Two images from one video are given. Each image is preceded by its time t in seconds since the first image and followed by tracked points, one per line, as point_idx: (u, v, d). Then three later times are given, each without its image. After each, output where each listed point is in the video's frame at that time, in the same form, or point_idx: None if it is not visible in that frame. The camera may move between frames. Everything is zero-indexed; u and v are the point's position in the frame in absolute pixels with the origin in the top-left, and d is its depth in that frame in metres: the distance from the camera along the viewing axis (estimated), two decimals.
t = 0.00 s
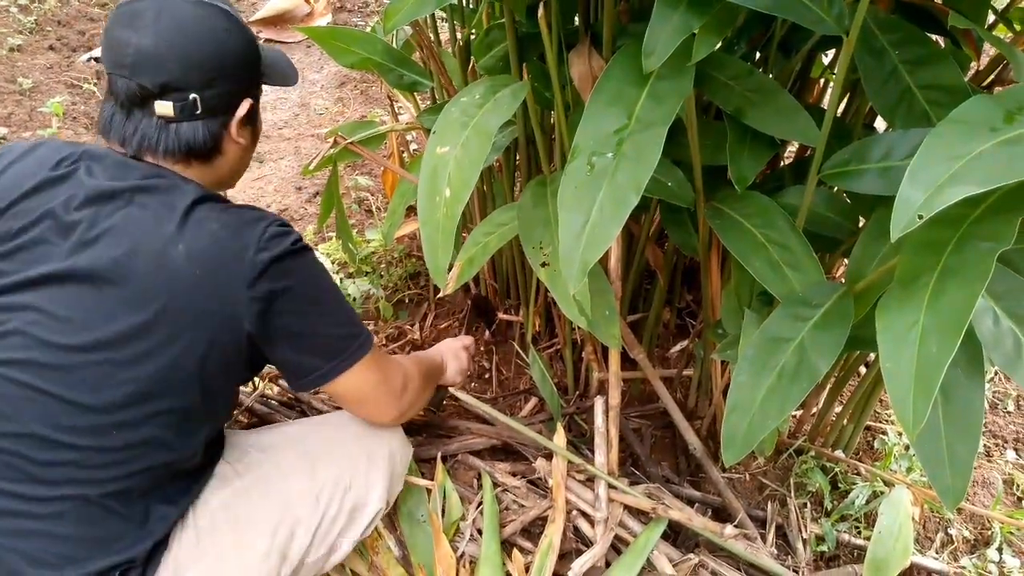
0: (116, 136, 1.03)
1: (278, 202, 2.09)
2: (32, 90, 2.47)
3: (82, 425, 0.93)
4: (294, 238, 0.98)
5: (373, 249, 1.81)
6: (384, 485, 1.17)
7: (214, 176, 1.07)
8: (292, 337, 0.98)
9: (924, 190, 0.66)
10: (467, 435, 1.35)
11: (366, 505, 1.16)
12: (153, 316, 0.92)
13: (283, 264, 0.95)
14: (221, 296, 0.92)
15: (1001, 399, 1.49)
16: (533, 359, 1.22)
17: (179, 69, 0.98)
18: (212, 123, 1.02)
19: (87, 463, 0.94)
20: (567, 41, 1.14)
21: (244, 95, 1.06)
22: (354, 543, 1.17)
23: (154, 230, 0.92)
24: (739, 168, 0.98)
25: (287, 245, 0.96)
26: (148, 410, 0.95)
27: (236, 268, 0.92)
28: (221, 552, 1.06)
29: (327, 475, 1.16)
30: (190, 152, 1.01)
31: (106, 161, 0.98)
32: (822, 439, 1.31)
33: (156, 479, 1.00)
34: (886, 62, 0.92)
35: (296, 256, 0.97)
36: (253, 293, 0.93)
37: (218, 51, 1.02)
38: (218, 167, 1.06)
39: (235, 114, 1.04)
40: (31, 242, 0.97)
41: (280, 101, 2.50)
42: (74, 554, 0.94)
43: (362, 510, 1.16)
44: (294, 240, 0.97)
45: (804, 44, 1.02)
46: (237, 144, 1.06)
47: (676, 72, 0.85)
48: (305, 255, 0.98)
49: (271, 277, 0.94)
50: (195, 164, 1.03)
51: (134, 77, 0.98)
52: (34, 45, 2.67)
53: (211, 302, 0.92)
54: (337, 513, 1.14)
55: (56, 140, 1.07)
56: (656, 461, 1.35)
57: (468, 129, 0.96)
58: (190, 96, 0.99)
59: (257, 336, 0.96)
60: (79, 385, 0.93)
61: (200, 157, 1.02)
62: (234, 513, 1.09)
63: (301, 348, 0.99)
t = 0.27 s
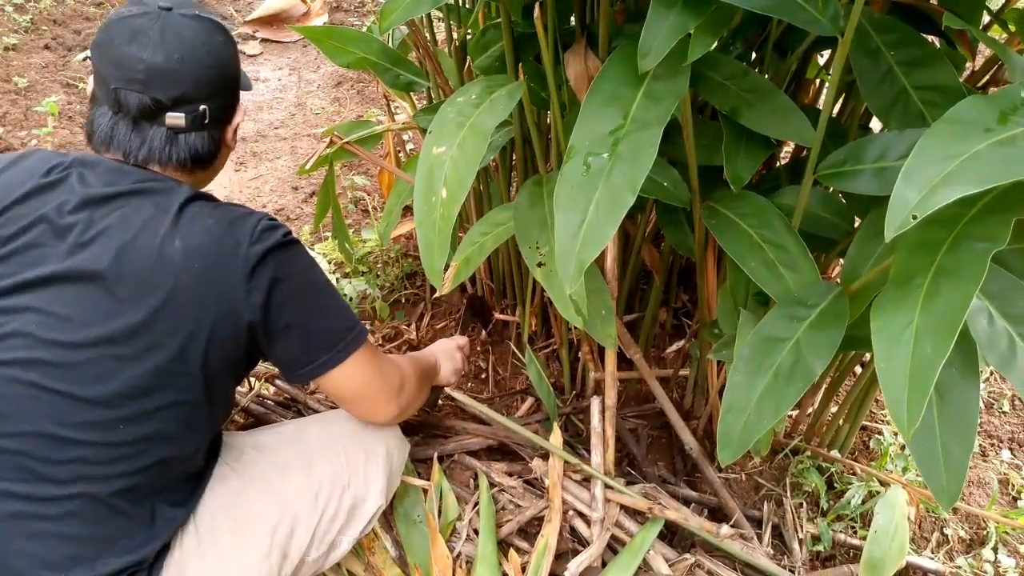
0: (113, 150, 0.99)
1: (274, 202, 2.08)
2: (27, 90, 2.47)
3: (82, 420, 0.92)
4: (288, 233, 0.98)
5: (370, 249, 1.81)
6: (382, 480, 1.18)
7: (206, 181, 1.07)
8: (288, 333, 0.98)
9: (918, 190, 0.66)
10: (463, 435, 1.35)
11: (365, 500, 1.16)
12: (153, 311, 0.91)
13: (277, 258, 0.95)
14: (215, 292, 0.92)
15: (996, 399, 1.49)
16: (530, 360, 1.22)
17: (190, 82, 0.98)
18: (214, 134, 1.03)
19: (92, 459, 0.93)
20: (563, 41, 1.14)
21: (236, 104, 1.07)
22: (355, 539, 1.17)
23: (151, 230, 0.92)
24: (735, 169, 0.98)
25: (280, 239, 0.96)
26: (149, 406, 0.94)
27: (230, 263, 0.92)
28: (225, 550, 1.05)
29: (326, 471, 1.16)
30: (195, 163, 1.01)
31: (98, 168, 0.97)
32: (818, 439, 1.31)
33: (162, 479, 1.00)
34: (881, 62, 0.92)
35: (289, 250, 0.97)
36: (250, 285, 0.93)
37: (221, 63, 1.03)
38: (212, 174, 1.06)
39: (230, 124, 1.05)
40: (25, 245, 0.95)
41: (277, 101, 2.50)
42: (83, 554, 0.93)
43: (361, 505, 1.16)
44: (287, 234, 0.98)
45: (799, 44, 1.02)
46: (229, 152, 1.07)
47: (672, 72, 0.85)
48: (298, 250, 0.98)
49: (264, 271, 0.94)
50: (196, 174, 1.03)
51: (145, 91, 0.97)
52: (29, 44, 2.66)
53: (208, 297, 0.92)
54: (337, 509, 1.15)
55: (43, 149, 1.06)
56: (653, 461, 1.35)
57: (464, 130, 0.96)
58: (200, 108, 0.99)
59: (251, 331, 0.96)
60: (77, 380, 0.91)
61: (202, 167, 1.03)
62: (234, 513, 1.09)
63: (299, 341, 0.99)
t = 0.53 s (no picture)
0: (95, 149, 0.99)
1: (273, 200, 2.08)
2: (25, 88, 2.46)
3: (75, 411, 0.91)
4: (274, 220, 0.98)
5: (369, 247, 1.81)
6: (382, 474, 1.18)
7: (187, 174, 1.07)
8: (277, 321, 0.98)
9: (917, 187, 0.66)
10: (463, 432, 1.35)
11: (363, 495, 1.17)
12: (143, 300, 0.91)
13: (264, 246, 0.95)
14: (205, 283, 0.92)
15: (995, 396, 1.50)
16: (530, 357, 1.22)
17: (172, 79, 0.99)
18: (196, 127, 1.03)
19: (88, 451, 0.93)
20: (561, 39, 1.14)
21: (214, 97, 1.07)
22: (353, 533, 1.17)
23: (139, 220, 0.92)
24: (733, 166, 0.98)
25: (266, 225, 0.96)
26: (145, 397, 0.94)
27: (216, 252, 0.92)
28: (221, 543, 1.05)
29: (323, 464, 1.16)
30: (179, 156, 1.02)
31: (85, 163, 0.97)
32: (816, 436, 1.31)
33: (161, 472, 1.00)
34: (880, 59, 0.92)
35: (275, 237, 0.96)
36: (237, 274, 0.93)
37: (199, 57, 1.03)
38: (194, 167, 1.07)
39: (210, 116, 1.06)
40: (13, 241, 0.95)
41: (276, 99, 2.50)
42: (82, 544, 0.93)
43: (358, 500, 1.17)
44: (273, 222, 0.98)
45: (798, 41, 1.02)
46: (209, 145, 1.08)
47: (670, 69, 0.85)
48: (284, 237, 0.98)
49: (251, 258, 0.94)
50: (180, 167, 1.03)
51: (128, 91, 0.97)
52: (28, 42, 2.66)
53: (197, 285, 0.92)
54: (335, 503, 1.15)
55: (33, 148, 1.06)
56: (652, 458, 1.35)
57: (462, 127, 0.95)
58: (182, 103, 1.00)
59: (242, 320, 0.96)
60: (68, 369, 0.91)
61: (186, 160, 1.03)
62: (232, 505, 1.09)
63: (289, 329, 0.99)
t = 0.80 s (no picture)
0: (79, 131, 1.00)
1: (269, 199, 2.08)
2: (20, 86, 2.46)
3: (66, 408, 0.91)
4: (265, 217, 0.98)
5: (365, 246, 1.81)
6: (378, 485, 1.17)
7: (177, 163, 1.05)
8: (265, 318, 0.97)
9: (913, 186, 0.66)
10: (459, 431, 1.35)
11: (356, 506, 1.16)
12: (130, 292, 0.91)
13: (253, 241, 0.95)
14: (194, 277, 0.92)
15: (990, 395, 1.50)
16: (526, 356, 1.23)
17: (148, 59, 0.97)
18: (178, 112, 1.01)
19: (77, 448, 0.93)
20: (558, 38, 1.14)
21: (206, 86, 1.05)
22: (343, 545, 1.16)
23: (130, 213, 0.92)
24: (730, 165, 0.98)
25: (256, 221, 0.96)
26: (138, 394, 0.94)
27: (206, 246, 0.92)
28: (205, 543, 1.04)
29: (320, 471, 1.16)
30: (158, 141, 1.00)
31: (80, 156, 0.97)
32: (812, 434, 1.31)
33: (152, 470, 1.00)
34: (876, 59, 0.92)
35: (265, 233, 0.96)
36: (226, 270, 0.93)
37: (183, 42, 1.01)
38: (183, 156, 1.05)
39: (198, 104, 1.03)
40: (4, 232, 0.95)
41: (272, 97, 2.50)
42: (64, 541, 0.92)
43: (350, 511, 1.16)
44: (264, 218, 0.97)
45: (794, 41, 1.02)
46: (200, 134, 1.05)
47: (667, 68, 0.85)
48: (273, 234, 0.97)
49: (240, 253, 0.93)
50: (162, 154, 1.02)
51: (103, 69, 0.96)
52: (23, 40, 2.65)
53: (183, 279, 0.92)
54: (326, 511, 1.14)
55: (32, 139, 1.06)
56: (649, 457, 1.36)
57: (458, 126, 0.95)
58: (159, 85, 0.98)
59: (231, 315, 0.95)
60: (54, 366, 0.91)
61: (167, 146, 1.01)
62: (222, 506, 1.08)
63: (276, 325, 0.98)
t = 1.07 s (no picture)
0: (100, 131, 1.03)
1: (268, 199, 2.08)
2: (18, 86, 2.45)
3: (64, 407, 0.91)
4: (271, 208, 0.97)
5: (364, 247, 1.80)
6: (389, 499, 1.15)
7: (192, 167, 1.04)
8: (271, 309, 0.96)
9: (911, 186, 0.66)
10: (459, 431, 1.35)
11: (364, 519, 1.14)
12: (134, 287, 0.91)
13: (258, 231, 0.94)
14: (198, 267, 0.92)
15: (990, 394, 1.50)
16: (525, 356, 1.22)
17: (154, 59, 0.98)
18: (186, 112, 1.00)
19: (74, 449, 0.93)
20: (556, 37, 1.14)
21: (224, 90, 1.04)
22: (347, 557, 1.14)
23: (137, 204, 0.92)
24: (728, 165, 0.98)
25: (261, 212, 0.95)
26: (134, 393, 0.94)
27: (211, 235, 0.91)
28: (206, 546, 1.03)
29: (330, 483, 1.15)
30: (163, 139, 1.00)
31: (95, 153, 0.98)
32: (812, 434, 1.31)
33: (150, 470, 1.00)
34: (874, 58, 0.92)
35: (269, 224, 0.96)
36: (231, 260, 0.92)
37: (196, 46, 1.01)
38: (197, 160, 1.04)
39: (209, 105, 1.01)
40: (15, 230, 0.96)
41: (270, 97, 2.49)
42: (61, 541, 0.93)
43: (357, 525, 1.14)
44: (269, 210, 0.97)
45: (792, 40, 1.02)
46: (214, 137, 1.04)
47: (664, 66, 0.85)
48: (278, 225, 0.97)
49: (245, 242, 0.93)
50: (171, 153, 1.02)
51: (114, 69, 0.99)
52: (21, 40, 2.65)
53: (184, 268, 0.91)
54: (332, 522, 1.13)
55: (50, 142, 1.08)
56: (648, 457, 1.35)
57: (456, 126, 0.95)
58: (161, 84, 0.98)
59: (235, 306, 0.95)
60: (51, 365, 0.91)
61: (174, 145, 1.01)
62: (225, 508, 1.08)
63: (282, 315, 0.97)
